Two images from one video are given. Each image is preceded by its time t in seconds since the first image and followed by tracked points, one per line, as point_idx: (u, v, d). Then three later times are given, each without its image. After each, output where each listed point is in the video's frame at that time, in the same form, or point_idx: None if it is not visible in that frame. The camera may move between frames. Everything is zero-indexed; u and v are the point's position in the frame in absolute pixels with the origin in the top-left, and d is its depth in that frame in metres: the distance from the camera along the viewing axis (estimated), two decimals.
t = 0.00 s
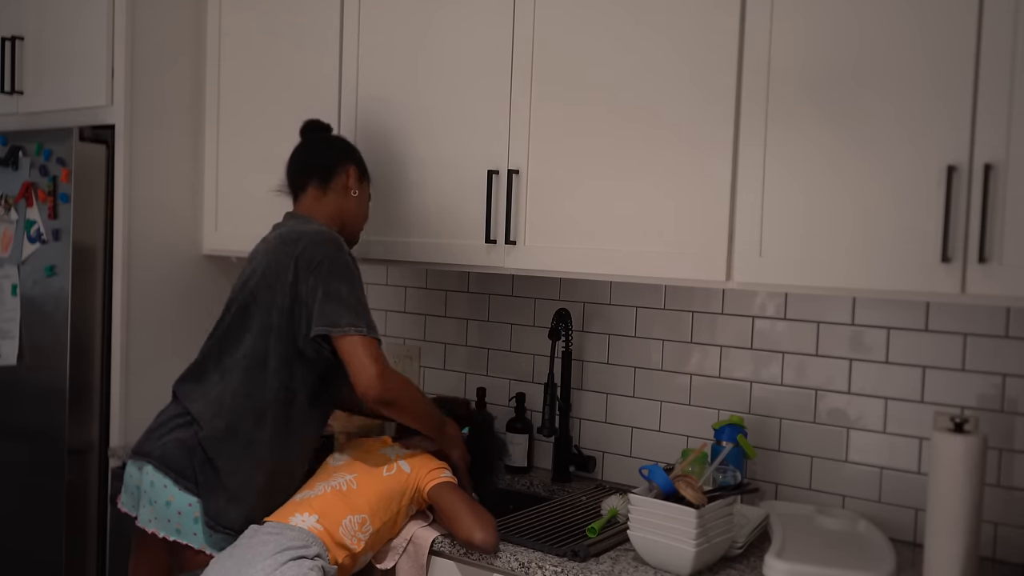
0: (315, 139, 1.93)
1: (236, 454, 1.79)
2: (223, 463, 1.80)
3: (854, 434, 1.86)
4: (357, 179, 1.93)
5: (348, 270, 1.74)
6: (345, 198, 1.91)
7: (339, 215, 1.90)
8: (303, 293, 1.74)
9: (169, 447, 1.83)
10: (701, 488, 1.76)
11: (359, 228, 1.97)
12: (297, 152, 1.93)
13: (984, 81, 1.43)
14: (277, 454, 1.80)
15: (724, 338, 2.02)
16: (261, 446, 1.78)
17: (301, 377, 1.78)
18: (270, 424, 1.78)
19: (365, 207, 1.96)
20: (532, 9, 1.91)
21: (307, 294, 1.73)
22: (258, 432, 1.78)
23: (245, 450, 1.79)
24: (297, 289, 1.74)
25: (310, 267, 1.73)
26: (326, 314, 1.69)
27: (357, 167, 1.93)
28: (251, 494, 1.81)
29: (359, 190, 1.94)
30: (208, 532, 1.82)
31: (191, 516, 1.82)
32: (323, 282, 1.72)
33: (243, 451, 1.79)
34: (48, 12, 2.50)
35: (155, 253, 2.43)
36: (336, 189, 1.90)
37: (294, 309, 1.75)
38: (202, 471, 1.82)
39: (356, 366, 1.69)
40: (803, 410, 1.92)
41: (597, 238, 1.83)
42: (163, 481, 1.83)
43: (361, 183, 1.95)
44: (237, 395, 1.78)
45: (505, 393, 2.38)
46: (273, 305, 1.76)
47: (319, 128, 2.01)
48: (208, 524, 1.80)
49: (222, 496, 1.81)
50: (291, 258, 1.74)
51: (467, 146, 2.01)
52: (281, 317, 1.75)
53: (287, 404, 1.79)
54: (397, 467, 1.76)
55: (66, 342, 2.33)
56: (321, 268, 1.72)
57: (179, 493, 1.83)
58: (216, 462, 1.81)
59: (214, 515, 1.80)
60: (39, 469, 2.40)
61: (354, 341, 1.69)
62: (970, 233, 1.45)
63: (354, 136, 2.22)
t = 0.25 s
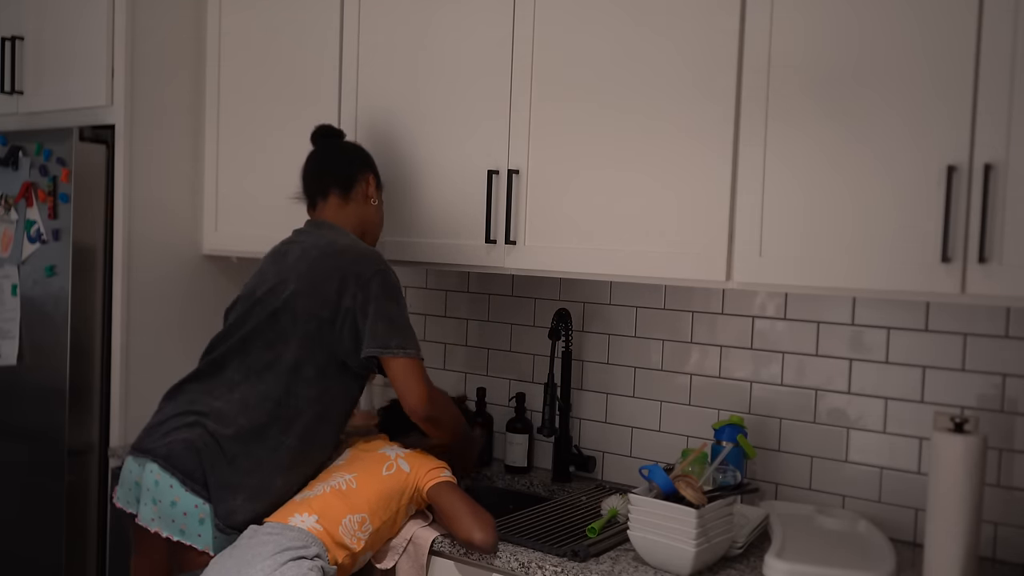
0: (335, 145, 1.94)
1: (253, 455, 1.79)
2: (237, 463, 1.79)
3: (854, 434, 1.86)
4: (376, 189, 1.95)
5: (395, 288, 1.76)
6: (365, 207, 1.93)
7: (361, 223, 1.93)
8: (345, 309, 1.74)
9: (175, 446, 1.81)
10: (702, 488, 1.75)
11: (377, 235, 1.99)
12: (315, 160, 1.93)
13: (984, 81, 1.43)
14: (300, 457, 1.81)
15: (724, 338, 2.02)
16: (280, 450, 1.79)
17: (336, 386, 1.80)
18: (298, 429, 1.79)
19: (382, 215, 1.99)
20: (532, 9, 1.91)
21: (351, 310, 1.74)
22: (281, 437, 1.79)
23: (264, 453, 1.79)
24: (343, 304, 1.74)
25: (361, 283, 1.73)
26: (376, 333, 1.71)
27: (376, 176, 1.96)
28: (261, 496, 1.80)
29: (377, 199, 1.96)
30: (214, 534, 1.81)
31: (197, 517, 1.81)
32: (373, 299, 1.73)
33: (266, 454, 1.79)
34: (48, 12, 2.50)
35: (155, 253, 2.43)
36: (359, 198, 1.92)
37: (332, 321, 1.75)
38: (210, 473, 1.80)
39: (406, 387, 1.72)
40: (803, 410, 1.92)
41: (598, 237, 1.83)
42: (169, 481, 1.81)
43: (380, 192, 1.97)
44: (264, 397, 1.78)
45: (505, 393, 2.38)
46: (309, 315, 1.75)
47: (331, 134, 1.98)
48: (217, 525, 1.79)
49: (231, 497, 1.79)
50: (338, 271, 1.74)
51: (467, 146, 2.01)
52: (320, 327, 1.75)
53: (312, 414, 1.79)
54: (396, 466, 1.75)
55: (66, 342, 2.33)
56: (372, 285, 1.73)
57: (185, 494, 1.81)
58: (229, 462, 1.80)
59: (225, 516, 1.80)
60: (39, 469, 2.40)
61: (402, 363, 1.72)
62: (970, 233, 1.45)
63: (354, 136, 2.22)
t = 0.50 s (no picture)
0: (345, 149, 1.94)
1: (250, 454, 1.79)
2: (234, 462, 1.80)
3: (854, 434, 1.86)
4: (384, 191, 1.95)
5: (378, 281, 1.74)
6: (374, 208, 1.92)
7: (370, 225, 1.92)
8: (331, 304, 1.73)
9: (178, 444, 1.83)
10: (701, 488, 1.75)
11: (386, 238, 1.98)
12: (324, 163, 1.93)
13: (984, 81, 1.43)
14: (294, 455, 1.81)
15: (724, 338, 2.02)
16: (275, 449, 1.78)
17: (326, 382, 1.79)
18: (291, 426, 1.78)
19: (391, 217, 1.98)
20: (532, 9, 1.91)
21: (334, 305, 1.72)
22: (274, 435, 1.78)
23: (259, 452, 1.79)
24: (325, 296, 1.73)
25: (342, 275, 1.72)
26: (356, 329, 1.69)
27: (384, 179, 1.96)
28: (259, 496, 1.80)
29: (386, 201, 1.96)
30: (213, 533, 1.82)
31: (197, 515, 1.82)
32: (354, 290, 1.71)
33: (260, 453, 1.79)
34: (48, 12, 2.50)
35: (155, 254, 2.43)
36: (368, 199, 1.92)
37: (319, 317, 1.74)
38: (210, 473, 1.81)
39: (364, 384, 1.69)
40: (803, 410, 1.92)
41: (598, 237, 1.83)
42: (171, 479, 1.84)
43: (389, 194, 1.97)
44: (257, 396, 1.78)
45: (505, 393, 2.38)
46: (298, 312, 1.74)
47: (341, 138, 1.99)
48: (215, 526, 1.80)
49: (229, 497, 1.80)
50: (320, 263, 1.73)
51: (467, 146, 2.01)
52: (307, 324, 1.74)
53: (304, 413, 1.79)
54: (392, 465, 1.76)
55: (66, 342, 2.33)
56: (354, 277, 1.72)
57: (187, 492, 1.83)
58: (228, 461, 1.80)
59: (222, 517, 1.80)
60: (39, 469, 2.40)
61: (366, 357, 1.69)
62: (970, 233, 1.45)
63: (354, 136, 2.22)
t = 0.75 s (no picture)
0: (326, 142, 1.93)
1: (258, 453, 1.80)
2: (239, 461, 1.80)
3: (854, 434, 1.86)
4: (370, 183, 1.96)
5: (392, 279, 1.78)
6: (359, 200, 1.94)
7: (355, 217, 1.94)
8: (343, 303, 1.75)
9: (178, 445, 1.82)
10: (701, 488, 1.75)
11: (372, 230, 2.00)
12: (307, 158, 1.92)
13: (985, 81, 1.43)
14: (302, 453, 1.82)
15: (724, 338, 2.02)
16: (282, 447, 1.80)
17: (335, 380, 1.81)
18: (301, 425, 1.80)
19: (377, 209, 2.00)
20: (532, 9, 1.91)
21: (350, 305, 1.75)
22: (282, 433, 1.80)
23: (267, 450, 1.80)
24: (339, 297, 1.75)
25: (357, 276, 1.75)
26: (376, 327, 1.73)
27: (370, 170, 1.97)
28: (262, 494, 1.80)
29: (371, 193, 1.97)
30: (217, 532, 1.81)
31: (200, 515, 1.81)
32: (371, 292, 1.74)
33: (269, 452, 1.80)
34: (48, 12, 2.50)
35: (155, 254, 2.43)
36: (353, 192, 1.93)
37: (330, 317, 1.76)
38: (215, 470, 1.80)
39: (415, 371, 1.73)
40: (803, 410, 1.92)
41: (598, 237, 1.83)
42: (173, 480, 1.82)
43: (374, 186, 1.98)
44: (265, 395, 1.79)
45: (505, 393, 2.38)
46: (308, 313, 1.76)
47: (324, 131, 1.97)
48: (220, 525, 1.79)
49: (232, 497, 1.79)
50: (334, 265, 1.75)
51: (467, 146, 2.01)
52: (320, 325, 1.76)
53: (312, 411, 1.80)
54: (389, 462, 1.74)
55: (66, 342, 2.33)
56: (369, 279, 1.75)
57: (188, 493, 1.81)
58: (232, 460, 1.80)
59: (227, 515, 1.79)
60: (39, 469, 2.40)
61: (408, 346, 1.72)
62: (970, 233, 1.45)
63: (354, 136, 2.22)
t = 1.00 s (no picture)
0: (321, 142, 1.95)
1: (241, 448, 1.78)
2: (228, 459, 1.79)
3: (854, 434, 1.86)
4: (361, 181, 1.95)
5: (349, 261, 1.73)
6: (351, 198, 1.93)
7: (348, 215, 1.92)
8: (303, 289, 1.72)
9: (171, 446, 1.83)
10: (701, 488, 1.75)
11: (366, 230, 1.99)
12: (303, 159, 1.94)
13: (984, 81, 1.43)
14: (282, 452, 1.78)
15: (724, 338, 2.02)
16: (263, 441, 1.76)
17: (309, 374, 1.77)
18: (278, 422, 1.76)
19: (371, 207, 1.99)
20: (532, 9, 1.91)
21: (303, 283, 1.71)
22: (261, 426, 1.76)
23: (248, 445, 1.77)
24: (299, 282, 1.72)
25: (312, 259, 1.71)
26: (320, 301, 1.68)
27: (361, 168, 1.96)
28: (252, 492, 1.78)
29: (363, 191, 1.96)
30: (210, 531, 1.81)
31: (191, 516, 1.81)
32: (326, 275, 1.70)
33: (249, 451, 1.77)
34: (48, 12, 2.50)
35: (155, 254, 2.43)
36: (344, 189, 1.91)
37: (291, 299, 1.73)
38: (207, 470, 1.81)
39: (326, 351, 1.67)
40: (803, 410, 1.92)
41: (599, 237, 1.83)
42: (164, 481, 1.83)
43: (367, 185, 1.98)
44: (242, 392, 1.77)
45: (505, 393, 2.38)
46: (274, 299, 1.74)
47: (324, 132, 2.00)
48: (215, 522, 1.79)
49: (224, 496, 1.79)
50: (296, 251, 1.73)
51: (467, 147, 2.01)
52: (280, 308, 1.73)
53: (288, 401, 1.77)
54: (385, 464, 1.75)
55: (66, 342, 2.33)
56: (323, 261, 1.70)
57: (179, 494, 1.82)
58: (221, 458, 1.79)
59: (220, 514, 1.79)
60: (39, 469, 2.40)
61: (328, 326, 1.67)
62: (970, 233, 1.45)
63: (354, 136, 2.22)
